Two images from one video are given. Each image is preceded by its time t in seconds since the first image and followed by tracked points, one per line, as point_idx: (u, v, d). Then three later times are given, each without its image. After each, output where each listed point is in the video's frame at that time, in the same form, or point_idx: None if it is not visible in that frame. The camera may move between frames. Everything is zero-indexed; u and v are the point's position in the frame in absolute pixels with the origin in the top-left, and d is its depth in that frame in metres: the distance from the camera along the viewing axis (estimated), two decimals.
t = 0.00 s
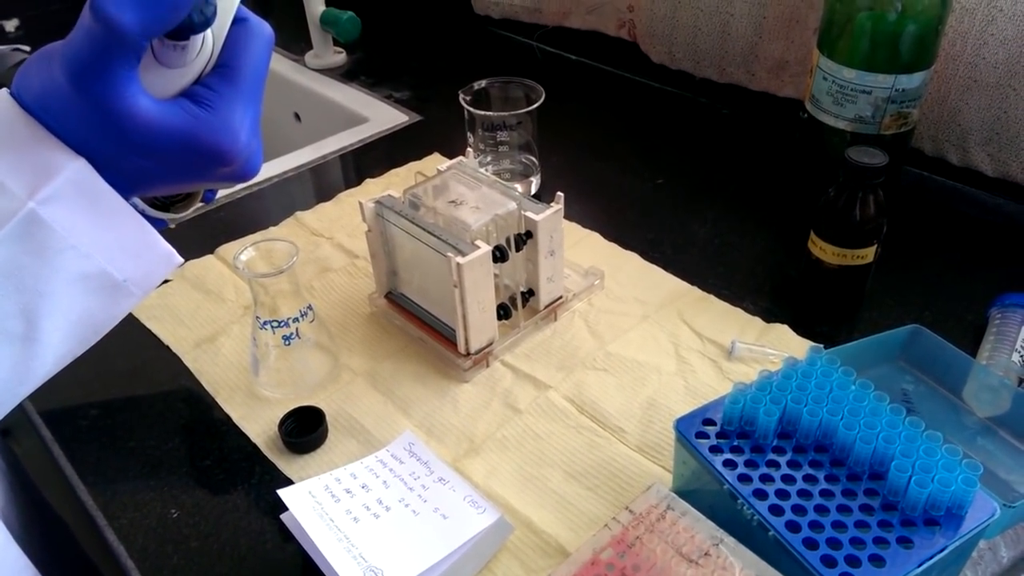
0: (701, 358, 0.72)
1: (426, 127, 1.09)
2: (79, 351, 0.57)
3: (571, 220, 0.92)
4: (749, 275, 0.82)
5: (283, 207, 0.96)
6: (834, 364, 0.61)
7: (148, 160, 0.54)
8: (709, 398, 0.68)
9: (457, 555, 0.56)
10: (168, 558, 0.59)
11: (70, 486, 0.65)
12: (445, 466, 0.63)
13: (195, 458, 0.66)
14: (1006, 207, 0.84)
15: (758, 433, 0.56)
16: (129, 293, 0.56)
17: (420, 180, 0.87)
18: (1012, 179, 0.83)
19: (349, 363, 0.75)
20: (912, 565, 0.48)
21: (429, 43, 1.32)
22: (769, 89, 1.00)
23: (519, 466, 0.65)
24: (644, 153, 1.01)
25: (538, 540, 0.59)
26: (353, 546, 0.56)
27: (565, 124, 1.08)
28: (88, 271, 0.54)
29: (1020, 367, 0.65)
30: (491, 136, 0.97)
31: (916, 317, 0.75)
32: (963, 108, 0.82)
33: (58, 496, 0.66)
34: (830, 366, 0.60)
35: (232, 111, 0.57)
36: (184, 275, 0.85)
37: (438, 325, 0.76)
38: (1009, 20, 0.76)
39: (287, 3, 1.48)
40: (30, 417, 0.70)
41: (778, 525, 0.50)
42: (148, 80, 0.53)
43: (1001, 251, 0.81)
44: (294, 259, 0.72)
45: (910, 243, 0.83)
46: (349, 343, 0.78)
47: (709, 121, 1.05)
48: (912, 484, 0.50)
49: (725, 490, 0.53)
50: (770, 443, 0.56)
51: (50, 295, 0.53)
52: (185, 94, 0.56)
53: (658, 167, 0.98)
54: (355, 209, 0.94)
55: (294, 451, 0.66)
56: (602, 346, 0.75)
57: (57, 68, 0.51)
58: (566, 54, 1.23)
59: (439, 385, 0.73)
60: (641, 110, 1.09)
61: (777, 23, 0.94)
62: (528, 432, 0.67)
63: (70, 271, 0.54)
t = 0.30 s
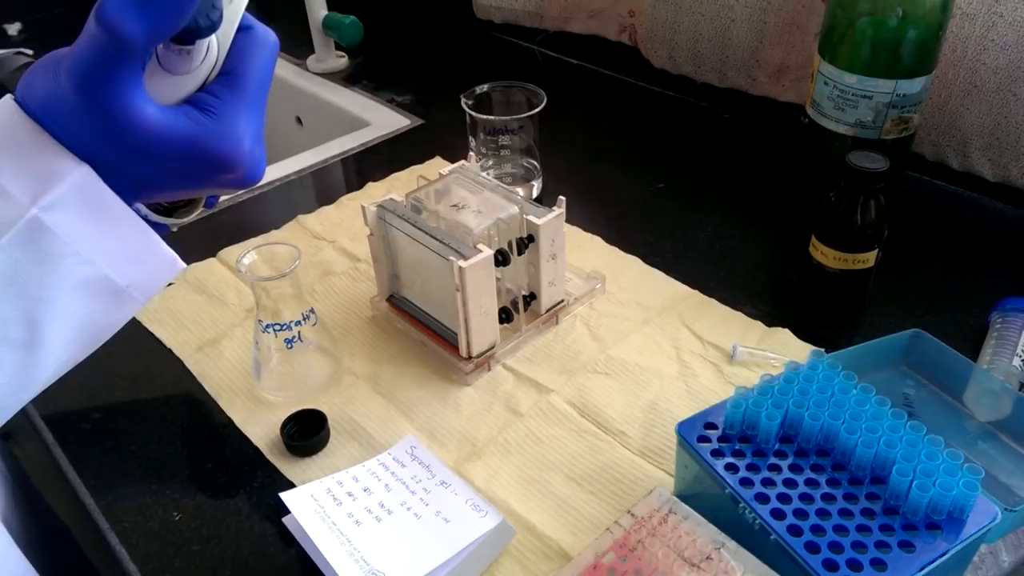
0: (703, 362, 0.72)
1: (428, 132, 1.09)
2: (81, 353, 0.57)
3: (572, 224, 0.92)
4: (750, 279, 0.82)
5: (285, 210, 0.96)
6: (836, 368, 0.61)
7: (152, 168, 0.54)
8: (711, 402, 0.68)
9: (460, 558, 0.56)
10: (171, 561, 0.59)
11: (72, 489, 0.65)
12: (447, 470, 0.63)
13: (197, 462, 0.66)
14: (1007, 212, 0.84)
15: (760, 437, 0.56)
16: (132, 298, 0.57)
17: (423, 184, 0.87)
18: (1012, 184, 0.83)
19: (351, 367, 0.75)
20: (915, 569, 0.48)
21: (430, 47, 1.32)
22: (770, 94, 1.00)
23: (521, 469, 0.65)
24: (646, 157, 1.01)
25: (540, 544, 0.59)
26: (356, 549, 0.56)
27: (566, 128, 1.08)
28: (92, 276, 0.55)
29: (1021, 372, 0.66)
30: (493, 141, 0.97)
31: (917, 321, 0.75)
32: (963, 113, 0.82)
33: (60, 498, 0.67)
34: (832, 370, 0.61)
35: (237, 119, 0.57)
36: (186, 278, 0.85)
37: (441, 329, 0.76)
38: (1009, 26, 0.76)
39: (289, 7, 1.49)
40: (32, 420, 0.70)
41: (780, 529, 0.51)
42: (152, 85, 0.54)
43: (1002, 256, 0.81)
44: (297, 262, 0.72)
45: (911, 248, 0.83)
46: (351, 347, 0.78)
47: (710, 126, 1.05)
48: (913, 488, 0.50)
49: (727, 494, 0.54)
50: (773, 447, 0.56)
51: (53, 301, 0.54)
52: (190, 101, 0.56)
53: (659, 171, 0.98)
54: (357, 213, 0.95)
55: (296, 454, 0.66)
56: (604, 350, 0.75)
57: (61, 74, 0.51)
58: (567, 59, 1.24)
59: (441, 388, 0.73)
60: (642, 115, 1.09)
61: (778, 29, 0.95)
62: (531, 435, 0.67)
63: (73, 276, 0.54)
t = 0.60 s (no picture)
0: (703, 362, 0.72)
1: (428, 132, 1.09)
2: (81, 354, 0.57)
3: (572, 224, 0.92)
4: (750, 279, 0.82)
5: (285, 211, 0.96)
6: (837, 368, 0.61)
7: (151, 170, 0.54)
8: (711, 402, 0.68)
9: (461, 559, 0.56)
10: (171, 562, 0.59)
11: (73, 490, 0.65)
12: (448, 470, 0.63)
13: (198, 462, 0.66)
14: (1007, 212, 0.84)
15: (762, 437, 0.56)
16: (131, 299, 0.57)
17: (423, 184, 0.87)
18: (1012, 185, 0.83)
19: (352, 367, 0.75)
20: (916, 570, 0.48)
21: (430, 47, 1.32)
22: (770, 94, 1.00)
23: (522, 470, 0.65)
24: (646, 158, 1.01)
25: (541, 545, 0.59)
26: (357, 550, 0.56)
27: (566, 129, 1.08)
28: (91, 277, 0.55)
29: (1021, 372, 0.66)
30: (493, 141, 0.97)
31: (918, 321, 0.75)
32: (963, 114, 0.82)
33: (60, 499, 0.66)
34: (833, 370, 0.61)
35: (236, 120, 0.56)
36: (187, 279, 0.85)
37: (441, 329, 0.76)
38: (1009, 26, 0.76)
39: (288, 7, 1.49)
40: (32, 421, 0.70)
41: (782, 529, 0.51)
42: (150, 87, 0.54)
43: (1002, 256, 0.81)
44: (298, 262, 0.72)
45: (911, 248, 0.83)
46: (351, 347, 0.78)
47: (710, 126, 1.06)
48: (915, 488, 0.50)
49: (729, 494, 0.54)
50: (774, 447, 0.56)
51: (52, 302, 0.54)
52: (189, 102, 0.56)
53: (659, 171, 0.98)
54: (357, 213, 0.95)
55: (297, 454, 0.66)
56: (605, 350, 0.75)
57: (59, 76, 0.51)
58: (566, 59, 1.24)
59: (441, 389, 0.73)
60: (642, 115, 1.09)
61: (778, 29, 0.95)
62: (531, 436, 0.67)
63: (72, 277, 0.54)
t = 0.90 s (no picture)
0: (704, 360, 0.72)
1: (429, 130, 1.09)
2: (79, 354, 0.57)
3: (574, 222, 0.92)
4: (752, 277, 0.82)
5: (286, 209, 0.96)
6: (839, 367, 0.61)
7: (146, 166, 0.54)
8: (713, 400, 0.68)
9: (462, 557, 0.56)
10: (172, 560, 0.59)
11: (73, 488, 0.65)
12: (449, 468, 0.63)
13: (199, 460, 0.66)
14: (1009, 210, 0.84)
15: (763, 436, 0.56)
16: (128, 298, 0.57)
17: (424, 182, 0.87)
18: (1014, 183, 0.83)
19: (352, 365, 0.75)
20: (917, 569, 0.48)
21: (431, 45, 1.32)
22: (772, 92, 1.00)
23: (523, 468, 0.65)
24: (647, 156, 1.01)
25: (542, 543, 0.59)
26: (358, 548, 0.56)
27: (567, 127, 1.08)
28: (87, 276, 0.54)
29: None
30: (494, 138, 0.97)
31: (919, 319, 0.75)
32: (965, 112, 0.82)
33: (60, 497, 0.66)
34: (834, 368, 0.61)
35: (232, 116, 0.56)
36: (187, 277, 0.85)
37: (442, 327, 0.76)
38: (1012, 24, 0.76)
39: (288, 5, 1.49)
40: (32, 419, 0.70)
41: (783, 528, 0.50)
42: (145, 81, 0.54)
43: (1004, 254, 0.81)
44: (299, 260, 0.72)
45: (913, 246, 0.83)
46: (352, 345, 0.78)
47: (711, 124, 1.05)
48: (917, 487, 0.50)
49: (730, 493, 0.53)
50: (775, 446, 0.56)
51: (47, 300, 0.53)
52: (185, 97, 0.55)
53: (661, 169, 0.98)
54: (358, 211, 0.94)
55: (298, 452, 0.66)
56: (606, 348, 0.75)
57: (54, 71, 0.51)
58: (568, 57, 1.23)
59: (442, 387, 0.73)
60: (643, 113, 1.09)
61: (779, 27, 0.94)
62: (533, 434, 0.67)
63: (68, 275, 0.54)
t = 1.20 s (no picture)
0: (705, 361, 0.72)
1: (429, 131, 1.09)
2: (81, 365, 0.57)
3: (574, 223, 0.92)
4: (752, 278, 0.82)
5: (286, 210, 0.96)
6: (840, 368, 0.61)
7: (150, 179, 0.54)
8: (713, 401, 0.68)
9: (463, 558, 0.56)
10: (173, 561, 0.59)
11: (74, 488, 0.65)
12: (449, 469, 0.63)
13: (199, 461, 0.66)
14: (1010, 210, 0.84)
15: (764, 436, 0.56)
16: (129, 309, 0.57)
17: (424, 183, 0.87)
18: (1014, 183, 0.83)
19: (353, 366, 0.75)
20: (918, 569, 0.48)
21: (431, 46, 1.32)
22: (772, 93, 1.00)
23: (524, 468, 0.65)
24: (647, 156, 1.01)
25: (543, 544, 0.59)
26: (359, 549, 0.56)
27: (567, 127, 1.08)
28: (88, 287, 0.55)
29: None
30: (494, 139, 0.97)
31: (919, 320, 0.75)
32: (965, 112, 0.82)
33: (62, 498, 0.66)
34: (835, 369, 0.61)
35: (238, 129, 0.56)
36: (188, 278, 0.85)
37: (443, 328, 0.76)
38: (1011, 25, 0.76)
39: (289, 6, 1.49)
40: (33, 420, 0.70)
41: (783, 529, 0.50)
42: (151, 96, 0.53)
43: (1005, 255, 0.81)
44: (299, 261, 0.72)
45: (913, 246, 0.83)
46: (352, 346, 0.78)
47: (711, 125, 1.05)
48: (918, 488, 0.50)
49: (731, 493, 0.53)
50: (776, 447, 0.56)
51: (48, 312, 0.54)
52: (191, 111, 0.55)
53: (661, 170, 0.98)
54: (359, 212, 0.95)
55: (299, 453, 0.66)
56: (606, 349, 0.75)
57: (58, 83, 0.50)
58: (568, 58, 1.23)
59: (443, 387, 0.73)
60: (643, 113, 1.09)
61: (779, 28, 0.94)
62: (533, 435, 0.67)
63: (69, 287, 0.54)
